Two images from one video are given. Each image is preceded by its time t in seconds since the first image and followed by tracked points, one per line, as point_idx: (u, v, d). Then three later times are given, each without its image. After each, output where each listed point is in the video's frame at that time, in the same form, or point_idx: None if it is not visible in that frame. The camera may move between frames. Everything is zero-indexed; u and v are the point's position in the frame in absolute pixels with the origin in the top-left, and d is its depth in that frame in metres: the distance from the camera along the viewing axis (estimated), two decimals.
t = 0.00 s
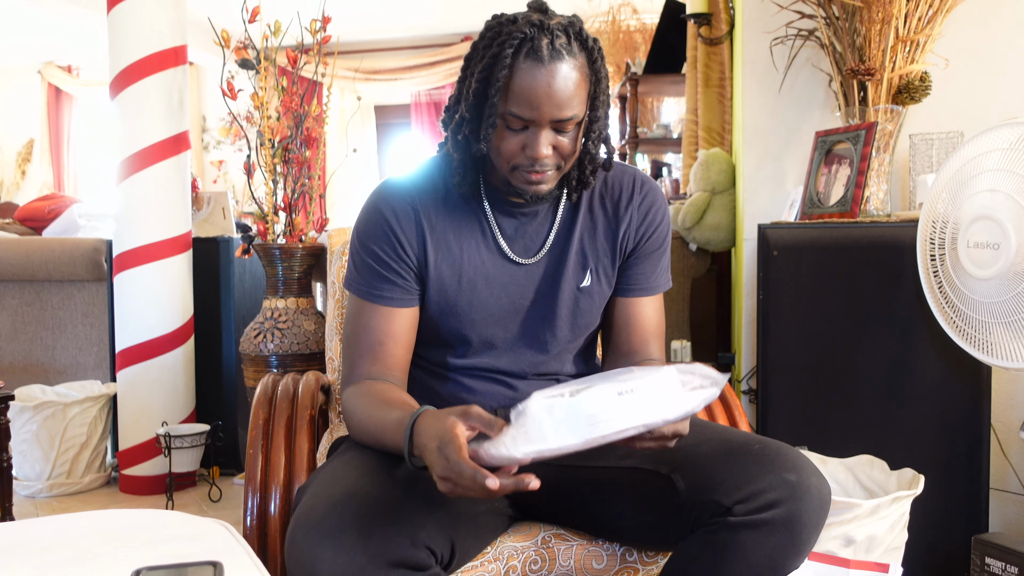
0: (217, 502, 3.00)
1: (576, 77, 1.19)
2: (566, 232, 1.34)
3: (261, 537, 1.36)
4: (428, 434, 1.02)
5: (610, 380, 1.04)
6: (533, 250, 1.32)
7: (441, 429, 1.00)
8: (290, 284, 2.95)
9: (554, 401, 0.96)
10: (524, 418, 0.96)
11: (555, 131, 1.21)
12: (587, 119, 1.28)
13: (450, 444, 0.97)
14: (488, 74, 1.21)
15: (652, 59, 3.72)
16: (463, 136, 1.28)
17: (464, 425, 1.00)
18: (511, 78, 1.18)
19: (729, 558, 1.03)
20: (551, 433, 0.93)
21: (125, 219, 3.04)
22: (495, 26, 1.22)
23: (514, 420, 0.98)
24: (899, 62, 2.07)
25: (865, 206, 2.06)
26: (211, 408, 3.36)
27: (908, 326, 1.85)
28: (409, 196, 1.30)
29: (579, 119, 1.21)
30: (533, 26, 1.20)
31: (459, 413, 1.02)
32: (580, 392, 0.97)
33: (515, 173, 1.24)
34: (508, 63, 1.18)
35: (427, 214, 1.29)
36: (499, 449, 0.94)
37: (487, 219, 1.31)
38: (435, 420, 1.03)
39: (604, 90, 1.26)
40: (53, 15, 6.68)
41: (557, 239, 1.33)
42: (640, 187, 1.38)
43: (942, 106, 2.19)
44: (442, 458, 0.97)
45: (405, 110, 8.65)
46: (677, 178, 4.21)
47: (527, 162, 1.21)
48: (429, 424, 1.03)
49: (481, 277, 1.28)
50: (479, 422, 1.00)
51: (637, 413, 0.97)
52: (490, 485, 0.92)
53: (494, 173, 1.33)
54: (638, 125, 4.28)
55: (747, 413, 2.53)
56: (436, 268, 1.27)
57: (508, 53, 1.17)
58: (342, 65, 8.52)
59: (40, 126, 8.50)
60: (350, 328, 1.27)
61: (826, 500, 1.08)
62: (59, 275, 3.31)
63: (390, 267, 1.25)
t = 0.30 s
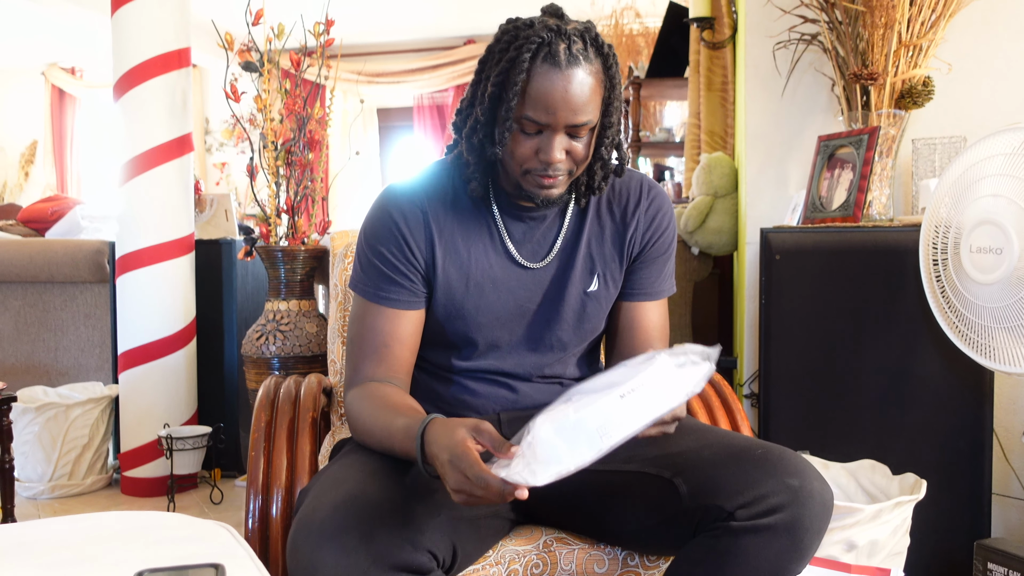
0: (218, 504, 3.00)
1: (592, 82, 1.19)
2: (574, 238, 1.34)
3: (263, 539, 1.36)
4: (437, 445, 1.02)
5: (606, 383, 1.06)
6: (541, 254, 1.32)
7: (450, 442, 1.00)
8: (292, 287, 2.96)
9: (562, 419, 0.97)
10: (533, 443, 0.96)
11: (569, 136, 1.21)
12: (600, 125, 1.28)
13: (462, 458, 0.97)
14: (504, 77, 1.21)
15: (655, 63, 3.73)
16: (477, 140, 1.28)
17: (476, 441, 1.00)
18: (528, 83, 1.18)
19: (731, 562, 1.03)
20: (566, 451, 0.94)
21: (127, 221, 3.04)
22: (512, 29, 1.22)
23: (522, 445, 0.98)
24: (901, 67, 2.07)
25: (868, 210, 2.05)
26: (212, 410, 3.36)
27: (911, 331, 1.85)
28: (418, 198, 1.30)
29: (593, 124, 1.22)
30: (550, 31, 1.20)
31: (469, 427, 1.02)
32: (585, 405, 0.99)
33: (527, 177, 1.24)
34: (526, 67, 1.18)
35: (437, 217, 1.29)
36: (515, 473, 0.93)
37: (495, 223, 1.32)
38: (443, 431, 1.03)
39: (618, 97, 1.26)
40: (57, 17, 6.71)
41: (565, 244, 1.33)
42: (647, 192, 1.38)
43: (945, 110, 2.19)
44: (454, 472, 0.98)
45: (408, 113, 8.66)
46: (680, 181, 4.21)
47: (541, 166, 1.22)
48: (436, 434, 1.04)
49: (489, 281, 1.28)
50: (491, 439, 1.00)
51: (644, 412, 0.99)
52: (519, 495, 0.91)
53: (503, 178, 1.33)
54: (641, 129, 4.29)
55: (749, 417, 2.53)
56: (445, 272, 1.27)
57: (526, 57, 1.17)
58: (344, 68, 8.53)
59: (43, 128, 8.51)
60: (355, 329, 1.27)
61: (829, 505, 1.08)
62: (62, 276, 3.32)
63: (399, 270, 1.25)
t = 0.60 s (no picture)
0: (219, 508, 3.00)
1: (596, 85, 1.19)
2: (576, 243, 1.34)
3: (264, 544, 1.35)
4: (441, 453, 1.04)
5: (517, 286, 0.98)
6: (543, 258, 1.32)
7: (452, 444, 1.03)
8: (294, 291, 2.96)
9: (515, 358, 0.93)
10: (511, 399, 0.94)
11: (570, 138, 1.21)
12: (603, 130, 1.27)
13: (470, 452, 1.00)
14: (509, 78, 1.21)
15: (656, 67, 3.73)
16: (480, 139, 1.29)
17: (468, 430, 1.03)
18: (532, 84, 1.18)
19: (731, 567, 1.03)
20: (542, 382, 0.93)
21: (129, 224, 3.05)
22: (519, 31, 1.22)
23: (498, 404, 0.97)
24: (903, 71, 2.07)
25: (869, 214, 2.05)
26: (214, 414, 3.36)
27: (913, 335, 1.85)
28: (422, 201, 1.30)
29: (595, 128, 1.21)
30: (556, 33, 1.20)
31: (454, 421, 1.05)
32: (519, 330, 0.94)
33: (528, 178, 1.24)
34: (530, 68, 1.18)
35: (440, 219, 1.29)
36: (522, 432, 0.94)
37: (498, 227, 1.32)
38: (438, 437, 1.06)
39: (622, 102, 1.26)
40: (60, 21, 6.72)
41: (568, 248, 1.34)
42: (649, 197, 1.38)
43: (945, 114, 2.20)
44: (471, 466, 1.00)
45: (409, 117, 8.69)
46: (681, 185, 4.22)
47: (541, 168, 1.22)
48: (434, 442, 1.06)
49: (491, 284, 1.28)
50: (476, 419, 1.03)
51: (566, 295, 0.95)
52: (532, 444, 0.94)
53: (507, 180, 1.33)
54: (642, 133, 4.30)
55: (751, 421, 2.53)
56: (447, 275, 1.27)
57: (531, 58, 1.18)
58: (346, 72, 8.55)
59: (46, 132, 8.53)
60: (358, 332, 1.27)
61: (831, 509, 1.08)
62: (64, 280, 3.33)
63: (402, 272, 1.25)
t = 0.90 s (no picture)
0: (222, 510, 3.00)
1: (594, 85, 1.19)
2: (578, 247, 1.34)
3: (267, 547, 1.36)
4: (443, 453, 1.05)
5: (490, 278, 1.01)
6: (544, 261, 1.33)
7: (451, 442, 1.03)
8: (296, 293, 2.96)
9: (490, 348, 0.95)
10: (491, 388, 0.96)
11: (566, 138, 1.21)
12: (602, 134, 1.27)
13: (472, 449, 1.00)
14: (510, 74, 1.22)
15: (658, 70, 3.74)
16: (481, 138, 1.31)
17: (466, 426, 1.04)
18: (530, 81, 1.19)
19: (734, 569, 1.03)
20: (520, 368, 0.95)
21: (132, 227, 3.05)
22: (522, 30, 1.23)
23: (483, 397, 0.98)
24: (904, 73, 2.07)
25: (871, 217, 2.04)
26: (217, 416, 3.37)
27: (915, 337, 1.85)
28: (423, 202, 1.31)
29: (592, 129, 1.21)
30: (558, 33, 1.21)
31: (450, 418, 1.05)
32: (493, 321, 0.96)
33: (523, 177, 1.24)
34: (528, 65, 1.19)
35: (441, 221, 1.30)
36: (506, 418, 0.96)
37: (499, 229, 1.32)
38: (436, 436, 1.06)
39: (622, 105, 1.26)
40: (63, 25, 6.74)
41: (569, 252, 1.33)
42: (650, 200, 1.38)
43: (947, 117, 2.20)
44: (474, 461, 1.01)
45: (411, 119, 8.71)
46: (682, 187, 4.22)
47: (535, 166, 1.21)
48: (434, 442, 1.06)
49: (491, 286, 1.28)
50: (472, 413, 1.03)
51: (536, 283, 0.97)
52: (525, 431, 0.96)
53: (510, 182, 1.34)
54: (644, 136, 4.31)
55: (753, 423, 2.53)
56: (448, 277, 1.27)
57: (530, 56, 1.19)
58: (348, 75, 8.57)
59: (49, 135, 8.54)
60: (359, 335, 1.27)
61: (833, 512, 1.08)
62: (67, 283, 3.33)
63: (402, 272, 1.25)
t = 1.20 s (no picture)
0: (225, 514, 3.00)
1: (589, 86, 1.19)
2: (577, 249, 1.34)
3: (269, 550, 1.35)
4: (448, 450, 1.06)
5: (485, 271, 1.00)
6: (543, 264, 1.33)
7: (456, 438, 1.04)
8: (297, 297, 2.96)
9: (489, 341, 0.94)
10: (495, 380, 0.95)
11: (562, 141, 1.20)
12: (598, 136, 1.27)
13: (477, 443, 1.01)
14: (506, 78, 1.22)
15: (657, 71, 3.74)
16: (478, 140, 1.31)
17: (470, 422, 1.05)
18: (526, 85, 1.19)
19: (737, 570, 1.02)
20: (520, 360, 0.94)
21: (134, 232, 3.06)
22: (517, 34, 1.23)
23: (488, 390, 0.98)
24: (904, 73, 2.07)
25: (872, 216, 2.04)
26: (219, 420, 3.37)
27: (917, 336, 1.84)
28: (422, 206, 1.31)
29: (588, 132, 1.21)
30: (553, 36, 1.21)
31: (453, 415, 1.06)
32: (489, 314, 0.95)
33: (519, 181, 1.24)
34: (524, 69, 1.19)
35: (440, 224, 1.30)
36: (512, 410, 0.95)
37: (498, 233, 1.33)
38: (441, 433, 1.07)
39: (618, 107, 1.26)
40: (63, 31, 6.76)
41: (569, 254, 1.34)
42: (649, 201, 1.38)
43: (947, 115, 2.19)
44: (480, 456, 1.02)
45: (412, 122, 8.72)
46: (683, 188, 4.23)
47: (532, 169, 1.21)
48: (438, 439, 1.07)
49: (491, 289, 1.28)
50: (475, 409, 1.04)
51: (529, 274, 0.95)
52: (530, 423, 0.96)
53: (509, 184, 1.34)
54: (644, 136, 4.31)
55: (755, 423, 2.53)
56: (447, 280, 1.27)
57: (525, 60, 1.18)
58: (348, 78, 8.58)
59: (50, 140, 8.57)
60: (359, 338, 1.27)
61: (835, 512, 1.08)
62: (69, 288, 3.33)
63: (402, 276, 1.25)
